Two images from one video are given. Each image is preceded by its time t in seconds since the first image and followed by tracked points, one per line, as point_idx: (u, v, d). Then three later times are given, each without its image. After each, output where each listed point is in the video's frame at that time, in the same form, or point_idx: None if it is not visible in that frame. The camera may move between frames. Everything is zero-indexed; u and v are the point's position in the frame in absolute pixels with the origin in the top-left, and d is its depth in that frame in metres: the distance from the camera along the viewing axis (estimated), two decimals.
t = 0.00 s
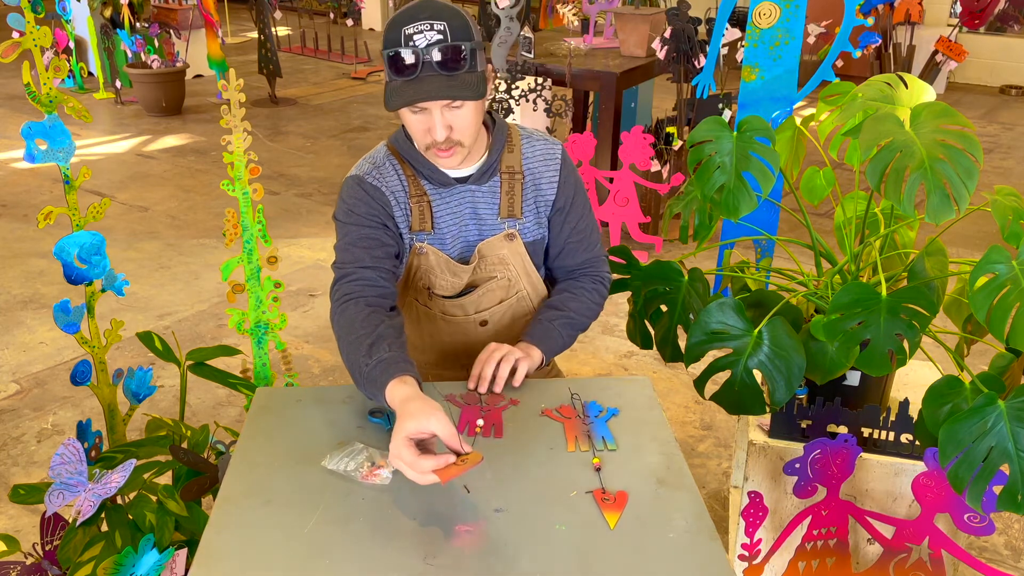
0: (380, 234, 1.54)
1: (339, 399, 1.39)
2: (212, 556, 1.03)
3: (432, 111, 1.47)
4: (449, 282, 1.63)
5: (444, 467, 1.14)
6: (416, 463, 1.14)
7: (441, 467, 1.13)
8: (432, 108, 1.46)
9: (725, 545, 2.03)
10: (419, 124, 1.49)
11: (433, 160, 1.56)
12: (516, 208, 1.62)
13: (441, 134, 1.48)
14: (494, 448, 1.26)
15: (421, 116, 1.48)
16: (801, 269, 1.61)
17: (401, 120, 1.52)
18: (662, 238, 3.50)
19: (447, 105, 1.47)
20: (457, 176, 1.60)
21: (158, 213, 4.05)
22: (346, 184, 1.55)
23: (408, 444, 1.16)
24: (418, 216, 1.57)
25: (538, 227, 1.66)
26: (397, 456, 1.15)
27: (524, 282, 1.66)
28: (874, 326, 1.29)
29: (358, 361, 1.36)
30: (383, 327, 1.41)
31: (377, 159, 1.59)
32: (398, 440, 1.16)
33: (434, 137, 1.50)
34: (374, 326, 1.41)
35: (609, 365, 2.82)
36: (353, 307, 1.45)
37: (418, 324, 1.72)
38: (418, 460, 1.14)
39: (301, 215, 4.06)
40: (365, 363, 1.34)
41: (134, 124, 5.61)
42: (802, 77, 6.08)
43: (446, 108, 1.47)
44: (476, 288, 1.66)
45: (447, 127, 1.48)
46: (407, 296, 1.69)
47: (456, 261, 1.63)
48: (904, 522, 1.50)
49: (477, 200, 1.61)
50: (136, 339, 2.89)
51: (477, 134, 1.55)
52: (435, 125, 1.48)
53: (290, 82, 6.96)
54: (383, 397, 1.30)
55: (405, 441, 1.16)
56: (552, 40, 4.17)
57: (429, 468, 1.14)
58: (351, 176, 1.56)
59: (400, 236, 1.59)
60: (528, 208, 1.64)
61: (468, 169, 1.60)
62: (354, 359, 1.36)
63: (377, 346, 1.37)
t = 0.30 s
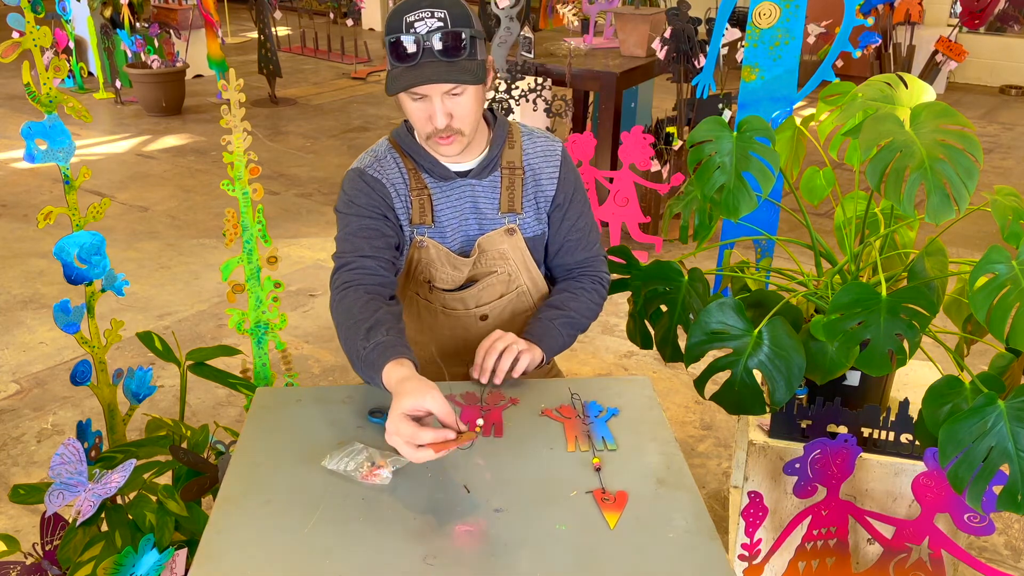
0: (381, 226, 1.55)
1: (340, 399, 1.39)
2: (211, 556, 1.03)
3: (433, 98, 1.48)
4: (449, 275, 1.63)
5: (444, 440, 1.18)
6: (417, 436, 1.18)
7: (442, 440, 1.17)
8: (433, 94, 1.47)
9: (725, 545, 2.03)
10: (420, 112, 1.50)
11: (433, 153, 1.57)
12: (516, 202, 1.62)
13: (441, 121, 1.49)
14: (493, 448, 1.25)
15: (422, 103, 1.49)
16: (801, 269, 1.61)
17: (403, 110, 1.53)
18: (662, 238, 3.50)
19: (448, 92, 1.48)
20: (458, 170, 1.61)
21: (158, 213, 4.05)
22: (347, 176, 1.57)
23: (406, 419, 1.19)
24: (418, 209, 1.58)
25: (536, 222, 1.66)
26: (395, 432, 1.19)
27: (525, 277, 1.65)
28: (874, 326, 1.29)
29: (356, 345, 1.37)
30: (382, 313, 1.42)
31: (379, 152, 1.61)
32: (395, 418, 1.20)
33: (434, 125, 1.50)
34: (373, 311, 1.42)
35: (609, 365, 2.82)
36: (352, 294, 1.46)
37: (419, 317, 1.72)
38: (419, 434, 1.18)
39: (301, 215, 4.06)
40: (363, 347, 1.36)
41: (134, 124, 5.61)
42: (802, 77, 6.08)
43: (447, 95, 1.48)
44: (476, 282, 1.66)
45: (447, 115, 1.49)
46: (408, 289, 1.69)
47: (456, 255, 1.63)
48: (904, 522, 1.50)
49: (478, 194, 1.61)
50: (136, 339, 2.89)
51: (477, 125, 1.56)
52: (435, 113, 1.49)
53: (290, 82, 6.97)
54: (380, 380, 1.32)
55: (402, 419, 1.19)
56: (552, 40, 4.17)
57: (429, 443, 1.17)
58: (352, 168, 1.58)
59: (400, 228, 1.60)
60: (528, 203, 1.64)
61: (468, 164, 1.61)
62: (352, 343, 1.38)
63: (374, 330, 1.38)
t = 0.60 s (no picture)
0: (379, 219, 1.56)
1: (340, 398, 1.39)
2: (212, 556, 1.03)
3: (428, 89, 1.49)
4: (447, 269, 1.63)
5: (445, 423, 1.18)
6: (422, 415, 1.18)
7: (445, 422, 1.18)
8: (428, 86, 1.49)
9: (725, 545, 2.03)
10: (415, 105, 1.52)
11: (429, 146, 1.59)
12: (512, 196, 1.64)
13: (436, 112, 1.50)
14: (493, 448, 1.26)
15: (417, 96, 1.51)
16: (801, 269, 1.61)
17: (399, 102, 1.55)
18: (662, 238, 3.50)
19: (442, 83, 1.49)
20: (454, 165, 1.63)
21: (158, 213, 4.05)
22: (345, 172, 1.59)
23: (408, 400, 1.19)
24: (415, 203, 1.59)
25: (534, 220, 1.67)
26: (396, 413, 1.19)
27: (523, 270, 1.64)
28: (874, 326, 1.29)
29: (355, 331, 1.37)
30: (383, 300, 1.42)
31: (376, 148, 1.63)
32: (396, 399, 1.20)
33: (430, 116, 1.51)
34: (372, 300, 1.42)
35: (609, 365, 2.82)
36: (352, 284, 1.46)
37: (418, 313, 1.70)
38: (425, 413, 1.18)
39: (301, 215, 4.06)
40: (362, 333, 1.35)
41: (134, 124, 5.61)
42: (802, 77, 6.08)
43: (441, 87, 1.49)
44: (474, 276, 1.65)
45: (442, 106, 1.50)
46: (407, 284, 1.68)
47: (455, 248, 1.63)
48: (904, 522, 1.50)
49: (474, 188, 1.62)
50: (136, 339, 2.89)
51: (473, 117, 1.57)
52: (431, 104, 1.50)
53: (290, 82, 6.97)
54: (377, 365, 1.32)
55: (404, 399, 1.19)
56: (552, 40, 4.17)
57: (432, 425, 1.18)
58: (350, 164, 1.60)
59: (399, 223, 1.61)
60: (524, 197, 1.66)
61: (464, 159, 1.63)
62: (351, 331, 1.38)
63: (373, 317, 1.37)
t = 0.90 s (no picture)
0: (371, 217, 1.58)
1: (339, 398, 1.39)
2: (212, 556, 1.03)
3: (411, 82, 1.50)
4: (442, 262, 1.63)
5: (435, 416, 1.18)
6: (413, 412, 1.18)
7: (434, 417, 1.18)
8: (411, 79, 1.50)
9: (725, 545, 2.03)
10: (400, 98, 1.53)
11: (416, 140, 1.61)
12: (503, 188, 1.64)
13: (420, 105, 1.52)
14: (494, 447, 1.26)
15: (401, 89, 1.52)
16: (801, 269, 1.60)
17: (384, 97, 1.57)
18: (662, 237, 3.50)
19: (424, 76, 1.50)
20: (444, 160, 1.65)
21: (158, 213, 4.05)
22: (335, 174, 1.61)
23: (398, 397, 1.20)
24: (406, 199, 1.61)
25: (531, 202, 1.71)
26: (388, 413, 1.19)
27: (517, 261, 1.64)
28: (874, 326, 1.29)
29: (347, 329, 1.38)
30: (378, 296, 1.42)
31: (365, 148, 1.65)
32: (386, 398, 1.21)
33: (414, 109, 1.52)
34: (365, 297, 1.42)
35: (609, 365, 2.82)
36: (347, 284, 1.46)
37: (414, 311, 1.69)
38: (415, 408, 1.19)
39: (301, 215, 4.06)
40: (354, 331, 1.36)
41: (134, 124, 5.61)
42: (802, 77, 6.08)
43: (424, 79, 1.51)
44: (469, 269, 1.64)
45: (426, 99, 1.52)
46: (402, 280, 1.67)
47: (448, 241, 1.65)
48: (903, 522, 1.50)
49: (463, 182, 1.64)
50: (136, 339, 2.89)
51: (458, 110, 1.58)
52: (415, 97, 1.52)
53: (290, 82, 6.97)
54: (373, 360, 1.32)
55: (393, 397, 1.20)
56: (552, 40, 4.17)
57: (422, 422, 1.18)
58: (340, 165, 1.62)
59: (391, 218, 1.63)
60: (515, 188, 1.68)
61: (453, 153, 1.65)
62: (346, 327, 1.38)
63: (365, 314, 1.38)
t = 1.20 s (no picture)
0: (369, 220, 1.59)
1: (338, 398, 1.39)
2: (211, 556, 1.03)
3: (395, 75, 1.51)
4: (434, 256, 1.63)
5: (472, 388, 1.21)
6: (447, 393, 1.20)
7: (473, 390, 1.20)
8: (395, 71, 1.50)
9: (725, 545, 2.03)
10: (385, 92, 1.54)
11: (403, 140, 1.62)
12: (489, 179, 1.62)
13: (405, 97, 1.52)
14: (492, 447, 1.26)
15: (386, 83, 1.53)
16: (801, 269, 1.60)
17: (368, 92, 1.57)
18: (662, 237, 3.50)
19: (408, 67, 1.51)
20: (430, 155, 1.64)
21: (158, 213, 4.05)
22: (328, 182, 1.62)
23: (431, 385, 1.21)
24: (398, 195, 1.60)
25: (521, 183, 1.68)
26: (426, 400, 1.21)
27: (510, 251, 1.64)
28: (874, 326, 1.29)
29: (371, 331, 1.40)
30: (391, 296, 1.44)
31: (352, 152, 1.66)
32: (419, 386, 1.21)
33: (400, 102, 1.52)
34: (378, 300, 1.44)
35: (609, 365, 2.81)
36: (360, 292, 1.49)
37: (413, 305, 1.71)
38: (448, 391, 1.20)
39: (301, 215, 4.06)
40: (376, 332, 1.38)
41: (134, 124, 5.61)
42: (802, 77, 6.08)
43: (407, 71, 1.51)
44: (461, 261, 1.64)
45: (410, 91, 1.52)
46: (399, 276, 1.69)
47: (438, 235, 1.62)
48: (903, 522, 1.50)
49: (451, 175, 1.63)
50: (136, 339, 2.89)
51: (441, 101, 1.58)
52: (399, 90, 1.52)
53: (290, 83, 6.97)
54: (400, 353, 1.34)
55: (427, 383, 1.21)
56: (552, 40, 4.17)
57: (461, 399, 1.20)
58: (330, 172, 1.63)
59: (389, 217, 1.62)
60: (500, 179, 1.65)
61: (438, 148, 1.64)
62: (367, 330, 1.40)
63: (384, 314, 1.39)
